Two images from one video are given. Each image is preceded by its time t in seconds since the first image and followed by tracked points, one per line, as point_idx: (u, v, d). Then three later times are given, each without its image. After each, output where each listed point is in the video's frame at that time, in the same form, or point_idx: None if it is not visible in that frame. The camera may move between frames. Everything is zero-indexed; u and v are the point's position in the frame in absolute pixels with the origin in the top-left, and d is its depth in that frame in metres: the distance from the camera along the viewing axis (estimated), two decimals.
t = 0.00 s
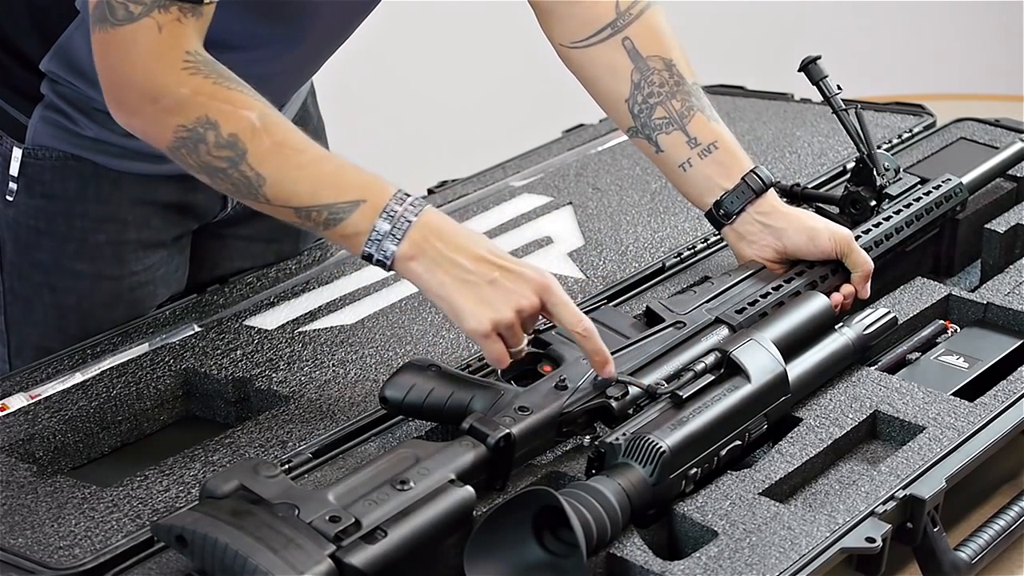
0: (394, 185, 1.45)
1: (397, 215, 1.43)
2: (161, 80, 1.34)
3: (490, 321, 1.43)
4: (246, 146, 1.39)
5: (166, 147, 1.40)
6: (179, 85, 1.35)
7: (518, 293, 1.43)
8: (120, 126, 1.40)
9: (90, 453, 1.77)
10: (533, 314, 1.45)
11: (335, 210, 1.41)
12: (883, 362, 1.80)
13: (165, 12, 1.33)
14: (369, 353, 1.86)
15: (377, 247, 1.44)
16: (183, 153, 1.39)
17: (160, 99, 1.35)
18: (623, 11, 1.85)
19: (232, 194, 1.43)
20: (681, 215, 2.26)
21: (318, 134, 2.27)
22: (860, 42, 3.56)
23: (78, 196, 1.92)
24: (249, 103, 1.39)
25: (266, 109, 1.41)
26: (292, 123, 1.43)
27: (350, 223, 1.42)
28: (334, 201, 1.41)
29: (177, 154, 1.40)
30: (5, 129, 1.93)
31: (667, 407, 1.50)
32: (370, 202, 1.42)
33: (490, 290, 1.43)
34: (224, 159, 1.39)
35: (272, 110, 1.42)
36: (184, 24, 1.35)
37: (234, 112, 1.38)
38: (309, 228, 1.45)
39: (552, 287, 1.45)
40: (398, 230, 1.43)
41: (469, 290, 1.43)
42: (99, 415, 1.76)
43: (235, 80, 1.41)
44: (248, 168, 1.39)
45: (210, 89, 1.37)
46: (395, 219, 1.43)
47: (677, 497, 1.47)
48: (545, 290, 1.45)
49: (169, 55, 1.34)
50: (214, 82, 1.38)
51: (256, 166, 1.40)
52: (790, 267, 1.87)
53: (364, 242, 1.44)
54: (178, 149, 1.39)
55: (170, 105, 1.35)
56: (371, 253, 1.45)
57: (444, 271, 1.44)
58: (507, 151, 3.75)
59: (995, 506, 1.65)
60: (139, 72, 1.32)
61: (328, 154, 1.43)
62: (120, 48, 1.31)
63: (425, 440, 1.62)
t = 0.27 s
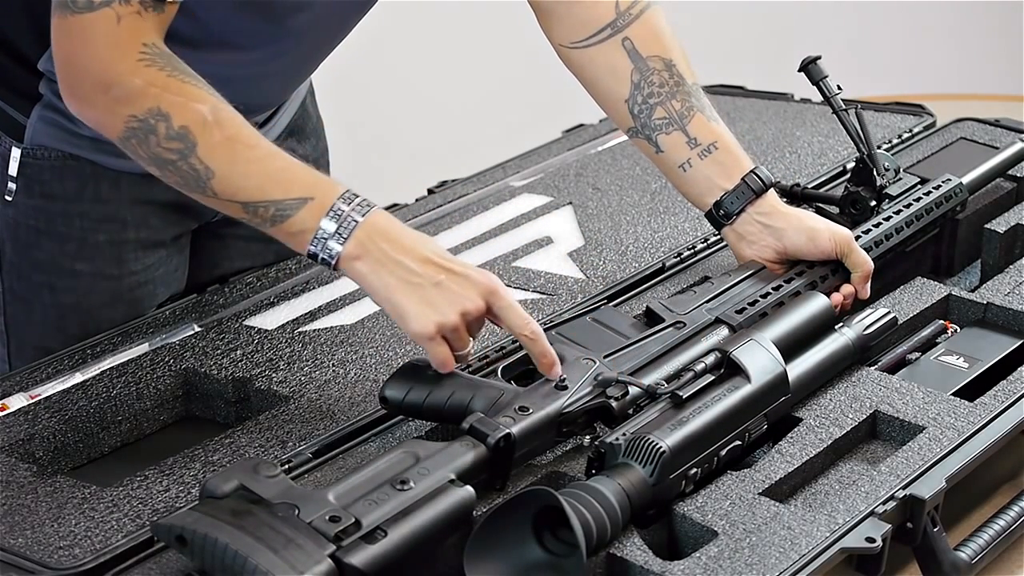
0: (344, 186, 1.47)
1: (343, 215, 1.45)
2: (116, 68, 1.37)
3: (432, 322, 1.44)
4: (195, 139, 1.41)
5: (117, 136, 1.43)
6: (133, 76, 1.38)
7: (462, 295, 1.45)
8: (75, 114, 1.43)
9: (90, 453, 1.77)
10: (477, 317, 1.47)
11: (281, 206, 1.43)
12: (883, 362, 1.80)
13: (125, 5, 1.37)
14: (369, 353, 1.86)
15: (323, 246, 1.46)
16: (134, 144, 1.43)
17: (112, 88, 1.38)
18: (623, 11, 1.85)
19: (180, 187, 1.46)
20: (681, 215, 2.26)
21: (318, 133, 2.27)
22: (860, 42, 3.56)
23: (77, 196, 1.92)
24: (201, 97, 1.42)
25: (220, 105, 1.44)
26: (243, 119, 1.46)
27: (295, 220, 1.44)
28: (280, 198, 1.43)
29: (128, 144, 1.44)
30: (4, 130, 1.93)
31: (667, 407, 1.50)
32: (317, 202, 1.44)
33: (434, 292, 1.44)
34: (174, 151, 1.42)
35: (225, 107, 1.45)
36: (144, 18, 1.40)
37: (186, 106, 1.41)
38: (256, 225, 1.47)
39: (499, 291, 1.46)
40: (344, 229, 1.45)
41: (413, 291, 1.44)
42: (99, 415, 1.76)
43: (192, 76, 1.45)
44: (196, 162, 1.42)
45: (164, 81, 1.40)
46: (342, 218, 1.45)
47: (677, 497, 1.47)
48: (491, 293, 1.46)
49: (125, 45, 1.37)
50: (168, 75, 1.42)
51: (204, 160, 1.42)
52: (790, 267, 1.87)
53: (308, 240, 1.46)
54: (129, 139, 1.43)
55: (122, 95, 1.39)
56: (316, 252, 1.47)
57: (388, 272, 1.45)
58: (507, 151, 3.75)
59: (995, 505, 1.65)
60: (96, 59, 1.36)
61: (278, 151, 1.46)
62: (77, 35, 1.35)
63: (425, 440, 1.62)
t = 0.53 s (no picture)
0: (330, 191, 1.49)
1: (328, 220, 1.46)
2: (106, 68, 1.38)
3: (414, 328, 1.46)
4: (183, 140, 1.43)
5: (105, 134, 1.44)
6: (122, 76, 1.39)
7: (444, 302, 1.47)
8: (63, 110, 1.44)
9: (90, 453, 1.77)
10: (459, 324, 1.48)
11: (266, 210, 1.45)
12: (883, 362, 1.80)
13: (116, 4, 1.38)
14: (369, 353, 1.86)
15: (307, 251, 1.47)
16: (121, 143, 1.44)
17: (101, 87, 1.39)
18: (622, 11, 1.85)
19: (166, 187, 1.47)
20: (681, 215, 2.26)
21: (317, 133, 2.27)
22: (859, 42, 3.56)
23: (77, 196, 1.92)
24: (189, 98, 1.44)
25: (208, 108, 1.45)
26: (231, 122, 1.47)
27: (280, 225, 1.46)
28: (265, 202, 1.45)
29: (115, 143, 1.45)
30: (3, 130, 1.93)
31: (666, 408, 1.50)
32: (302, 207, 1.46)
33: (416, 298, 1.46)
34: (161, 152, 1.43)
35: (213, 108, 1.46)
36: (134, 18, 1.40)
37: (174, 107, 1.43)
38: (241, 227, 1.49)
39: (480, 299, 1.49)
40: (329, 234, 1.46)
41: (395, 296, 1.46)
42: (99, 415, 1.76)
43: (181, 78, 1.46)
44: (184, 163, 1.44)
45: (153, 82, 1.42)
46: (328, 223, 1.46)
47: (677, 497, 1.47)
48: (473, 301, 1.48)
49: (115, 44, 1.38)
50: (157, 76, 1.43)
51: (191, 162, 1.44)
52: (790, 267, 1.87)
53: (292, 244, 1.48)
54: (116, 138, 1.44)
55: (111, 95, 1.40)
56: (301, 255, 1.48)
57: (371, 277, 1.47)
58: (507, 151, 3.76)
59: (995, 505, 1.65)
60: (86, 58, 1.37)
61: (265, 155, 1.47)
62: (67, 33, 1.36)
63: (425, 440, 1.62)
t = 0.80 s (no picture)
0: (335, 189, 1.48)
1: (335, 218, 1.46)
2: (109, 69, 1.38)
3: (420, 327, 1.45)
4: (188, 140, 1.42)
5: (109, 135, 1.44)
6: (126, 76, 1.39)
7: (450, 303, 1.46)
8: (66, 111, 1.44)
9: (90, 453, 1.77)
10: (464, 327, 1.48)
11: (273, 209, 1.45)
12: (883, 362, 1.80)
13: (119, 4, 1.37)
14: (369, 353, 1.86)
15: (314, 249, 1.47)
16: (125, 143, 1.43)
17: (105, 89, 1.39)
18: (622, 11, 1.85)
19: (171, 186, 1.47)
20: (681, 215, 2.26)
21: (317, 133, 2.27)
22: (859, 42, 3.56)
23: (76, 196, 1.92)
24: (194, 98, 1.43)
25: (213, 107, 1.44)
26: (236, 121, 1.47)
27: (286, 223, 1.46)
28: (271, 201, 1.45)
29: (119, 143, 1.44)
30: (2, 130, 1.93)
31: (666, 408, 1.50)
32: (309, 205, 1.46)
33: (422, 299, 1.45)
34: (166, 152, 1.43)
35: (218, 108, 1.45)
36: (136, 18, 1.40)
37: (179, 107, 1.42)
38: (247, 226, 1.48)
39: (486, 303, 1.48)
40: (335, 233, 1.46)
41: (401, 295, 1.46)
42: (99, 415, 1.76)
43: (186, 77, 1.45)
44: (188, 163, 1.43)
45: (157, 82, 1.41)
46: (334, 221, 1.46)
47: (677, 497, 1.47)
48: (479, 304, 1.48)
49: (120, 45, 1.38)
50: (162, 75, 1.42)
51: (196, 162, 1.43)
52: (790, 267, 1.87)
53: (298, 242, 1.47)
54: (120, 138, 1.43)
55: (115, 96, 1.39)
56: (307, 254, 1.48)
57: (378, 276, 1.46)
58: (507, 151, 3.76)
59: (995, 505, 1.65)
60: (90, 58, 1.36)
61: (270, 153, 1.47)
62: (71, 35, 1.35)
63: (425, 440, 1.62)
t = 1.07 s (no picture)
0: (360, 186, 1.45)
1: (361, 216, 1.43)
2: (127, 73, 1.35)
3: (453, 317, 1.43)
4: (209, 142, 1.39)
5: (131, 141, 1.41)
6: (145, 80, 1.36)
7: (481, 291, 1.44)
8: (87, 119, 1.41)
9: (90, 453, 1.77)
10: (497, 314, 1.46)
11: (298, 208, 1.42)
12: (883, 362, 1.80)
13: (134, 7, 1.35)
14: (369, 353, 1.86)
15: (342, 246, 1.44)
16: (148, 148, 1.41)
17: (124, 93, 1.36)
18: (622, 12, 1.85)
19: (196, 190, 1.44)
20: (681, 215, 2.27)
21: (317, 133, 2.27)
22: (860, 42, 3.56)
23: (76, 196, 1.92)
24: (214, 99, 1.40)
25: (234, 108, 1.42)
26: (258, 121, 1.44)
27: (313, 223, 1.43)
28: (297, 200, 1.41)
29: (142, 149, 1.42)
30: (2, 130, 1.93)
31: (666, 408, 1.50)
32: (333, 203, 1.42)
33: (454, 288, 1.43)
34: (190, 155, 1.40)
35: (239, 108, 1.43)
36: (153, 21, 1.38)
37: (199, 108, 1.39)
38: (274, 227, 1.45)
39: (519, 286, 1.46)
40: (363, 230, 1.43)
41: (433, 286, 1.43)
42: (99, 414, 1.76)
43: (206, 80, 1.43)
44: (212, 165, 1.40)
45: (176, 84, 1.38)
46: (360, 218, 1.43)
47: (677, 497, 1.47)
48: (511, 289, 1.45)
49: (136, 47, 1.35)
50: (180, 78, 1.39)
51: (220, 164, 1.40)
52: (790, 267, 1.87)
53: (325, 240, 1.44)
54: (143, 143, 1.41)
55: (134, 100, 1.37)
56: (336, 252, 1.45)
57: (407, 270, 1.44)
58: (507, 151, 3.76)
59: (995, 505, 1.65)
60: (106, 63, 1.34)
61: (294, 152, 1.44)
62: (85, 40, 1.33)
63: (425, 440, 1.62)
